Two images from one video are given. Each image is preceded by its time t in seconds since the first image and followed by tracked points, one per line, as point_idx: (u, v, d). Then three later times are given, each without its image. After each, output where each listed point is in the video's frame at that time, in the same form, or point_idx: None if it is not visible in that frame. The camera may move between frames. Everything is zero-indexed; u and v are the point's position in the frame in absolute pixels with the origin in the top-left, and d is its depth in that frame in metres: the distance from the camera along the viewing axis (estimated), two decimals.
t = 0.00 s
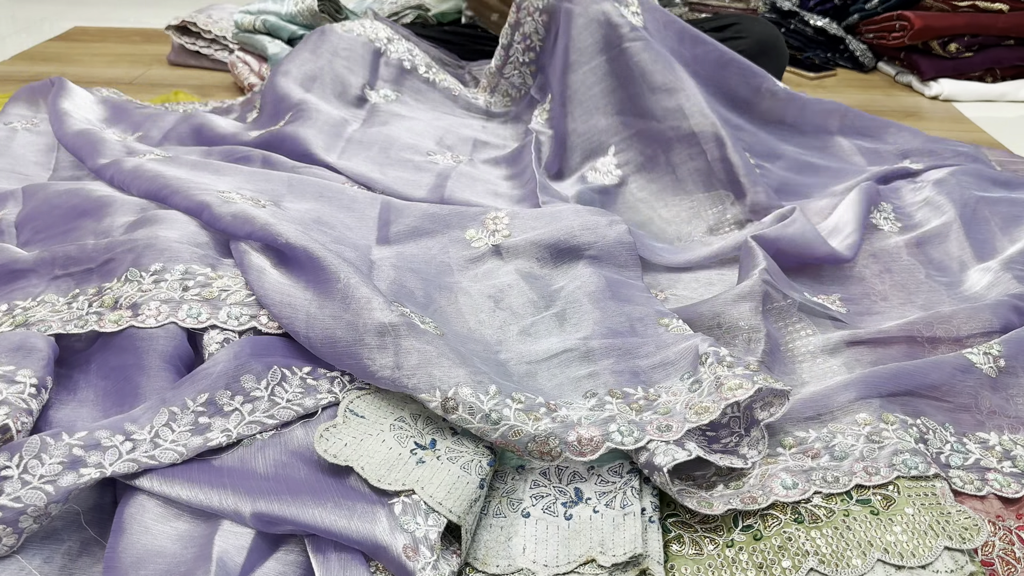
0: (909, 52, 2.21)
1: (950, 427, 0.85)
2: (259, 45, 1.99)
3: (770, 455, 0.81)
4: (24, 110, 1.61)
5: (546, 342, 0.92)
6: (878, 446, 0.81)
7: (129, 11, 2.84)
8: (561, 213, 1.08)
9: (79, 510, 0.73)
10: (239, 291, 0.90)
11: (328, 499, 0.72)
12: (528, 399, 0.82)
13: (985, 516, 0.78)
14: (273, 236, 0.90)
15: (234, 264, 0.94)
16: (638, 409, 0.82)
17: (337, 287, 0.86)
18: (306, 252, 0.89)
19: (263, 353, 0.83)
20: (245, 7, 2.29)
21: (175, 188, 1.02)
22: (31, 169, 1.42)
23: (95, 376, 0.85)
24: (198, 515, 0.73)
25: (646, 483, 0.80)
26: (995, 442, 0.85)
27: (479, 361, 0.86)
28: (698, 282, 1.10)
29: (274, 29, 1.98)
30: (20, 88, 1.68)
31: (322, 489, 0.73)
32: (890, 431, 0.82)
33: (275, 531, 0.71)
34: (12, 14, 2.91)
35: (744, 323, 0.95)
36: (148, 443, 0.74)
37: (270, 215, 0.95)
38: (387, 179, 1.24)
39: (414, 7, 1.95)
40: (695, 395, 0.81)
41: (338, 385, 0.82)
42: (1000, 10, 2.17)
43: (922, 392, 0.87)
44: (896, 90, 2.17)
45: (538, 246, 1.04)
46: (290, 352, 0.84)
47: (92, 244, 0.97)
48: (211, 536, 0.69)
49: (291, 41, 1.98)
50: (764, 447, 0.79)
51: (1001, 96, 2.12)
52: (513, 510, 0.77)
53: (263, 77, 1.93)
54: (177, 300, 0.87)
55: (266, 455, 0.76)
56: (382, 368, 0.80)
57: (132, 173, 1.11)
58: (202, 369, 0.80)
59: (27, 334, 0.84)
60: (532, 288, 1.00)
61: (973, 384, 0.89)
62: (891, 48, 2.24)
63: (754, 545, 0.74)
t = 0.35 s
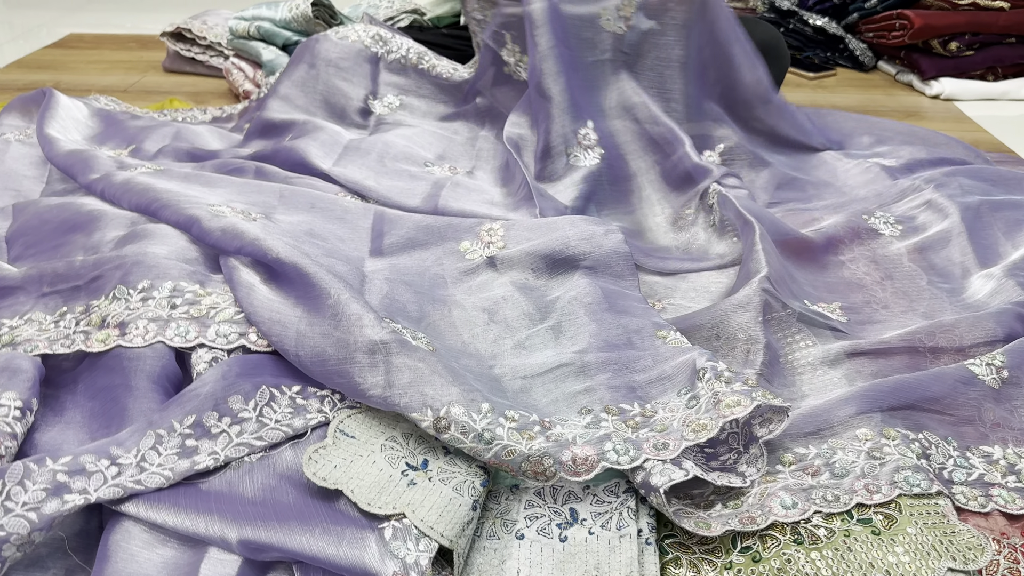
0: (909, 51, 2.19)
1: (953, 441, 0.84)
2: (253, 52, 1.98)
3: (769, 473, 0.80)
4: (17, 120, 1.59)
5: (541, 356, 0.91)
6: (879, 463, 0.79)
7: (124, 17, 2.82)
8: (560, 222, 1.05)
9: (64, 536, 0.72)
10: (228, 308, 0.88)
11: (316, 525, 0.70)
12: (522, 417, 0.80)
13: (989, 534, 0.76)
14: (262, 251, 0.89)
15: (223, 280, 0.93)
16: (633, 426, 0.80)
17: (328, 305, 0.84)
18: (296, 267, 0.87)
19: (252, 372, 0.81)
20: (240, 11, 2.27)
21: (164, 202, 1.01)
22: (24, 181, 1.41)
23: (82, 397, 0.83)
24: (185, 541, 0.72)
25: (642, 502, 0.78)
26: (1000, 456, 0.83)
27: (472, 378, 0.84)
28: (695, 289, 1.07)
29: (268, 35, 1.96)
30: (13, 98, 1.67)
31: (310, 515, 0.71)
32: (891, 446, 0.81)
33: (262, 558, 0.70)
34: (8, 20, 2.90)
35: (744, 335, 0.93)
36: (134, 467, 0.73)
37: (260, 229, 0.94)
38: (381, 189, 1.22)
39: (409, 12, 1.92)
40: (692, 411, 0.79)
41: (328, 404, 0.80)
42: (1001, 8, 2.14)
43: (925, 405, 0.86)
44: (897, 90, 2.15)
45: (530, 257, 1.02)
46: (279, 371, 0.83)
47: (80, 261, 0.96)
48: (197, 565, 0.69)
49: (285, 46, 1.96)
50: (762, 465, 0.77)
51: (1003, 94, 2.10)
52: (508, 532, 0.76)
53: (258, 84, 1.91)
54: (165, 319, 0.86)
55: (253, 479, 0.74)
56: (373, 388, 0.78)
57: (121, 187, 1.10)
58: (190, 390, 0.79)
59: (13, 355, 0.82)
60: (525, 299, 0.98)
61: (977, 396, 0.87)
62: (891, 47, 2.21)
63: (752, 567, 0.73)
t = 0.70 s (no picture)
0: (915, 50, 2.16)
1: (962, 453, 0.82)
2: (252, 62, 1.97)
3: (773, 489, 0.78)
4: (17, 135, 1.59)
5: (539, 370, 0.89)
6: (885, 477, 0.77)
7: (126, 29, 2.83)
8: (561, 230, 1.04)
9: (56, 560, 0.71)
10: (222, 325, 0.87)
11: (309, 549, 0.70)
12: (520, 433, 0.78)
13: (998, 549, 0.74)
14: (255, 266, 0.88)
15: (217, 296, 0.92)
16: (633, 441, 0.78)
17: (321, 320, 0.83)
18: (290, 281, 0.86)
19: (246, 391, 0.80)
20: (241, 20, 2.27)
21: (158, 217, 1.00)
22: (23, 196, 1.41)
23: (75, 416, 0.83)
24: (176, 564, 0.71)
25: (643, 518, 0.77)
26: (1010, 467, 0.80)
27: (468, 393, 0.83)
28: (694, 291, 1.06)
29: (267, 45, 1.96)
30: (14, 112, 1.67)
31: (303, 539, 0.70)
32: (898, 460, 0.79)
33: None
34: (12, 33, 2.91)
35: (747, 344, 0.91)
36: (126, 489, 0.72)
37: (254, 243, 0.93)
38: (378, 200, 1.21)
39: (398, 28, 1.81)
40: (693, 425, 0.78)
41: (322, 422, 0.79)
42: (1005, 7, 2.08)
43: (933, 416, 0.84)
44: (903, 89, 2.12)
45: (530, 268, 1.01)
46: (274, 389, 0.82)
47: (75, 278, 0.95)
48: None
49: (285, 56, 1.96)
50: (765, 480, 0.76)
51: (1011, 92, 2.07)
52: (506, 551, 0.74)
53: (259, 94, 1.91)
54: (158, 337, 0.85)
55: (246, 500, 0.73)
56: (368, 405, 0.77)
57: (117, 202, 1.09)
58: (182, 410, 0.78)
59: (5, 376, 0.82)
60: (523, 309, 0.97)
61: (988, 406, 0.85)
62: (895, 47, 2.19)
63: None
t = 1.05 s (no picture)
0: (917, 42, 2.14)
1: (970, 446, 0.80)
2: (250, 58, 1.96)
3: (779, 478, 0.76)
4: (13, 133, 1.58)
5: (538, 366, 0.89)
6: (894, 468, 0.76)
7: (124, 27, 2.81)
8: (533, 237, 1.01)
9: (50, 559, 0.70)
10: (218, 319, 0.86)
11: (306, 544, 0.68)
12: (520, 424, 0.77)
13: (1010, 541, 0.73)
14: (251, 258, 0.86)
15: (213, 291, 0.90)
16: (632, 427, 0.78)
17: (318, 313, 0.81)
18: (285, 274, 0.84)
19: (243, 385, 0.79)
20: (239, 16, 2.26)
21: (153, 211, 0.99)
22: (19, 194, 1.40)
23: (70, 413, 0.81)
24: (172, 562, 0.69)
25: (647, 511, 0.76)
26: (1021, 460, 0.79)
27: (469, 386, 0.81)
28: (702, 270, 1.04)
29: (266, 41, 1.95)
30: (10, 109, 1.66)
31: (304, 531, 0.70)
32: (908, 451, 0.77)
33: None
34: (10, 32, 2.90)
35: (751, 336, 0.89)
36: (121, 486, 0.71)
37: (251, 236, 0.92)
38: (377, 193, 1.20)
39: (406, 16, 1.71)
40: (688, 406, 0.77)
41: (321, 417, 0.78)
42: None
43: (941, 406, 0.82)
44: (906, 81, 2.10)
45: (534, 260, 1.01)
46: (270, 383, 0.80)
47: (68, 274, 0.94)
48: None
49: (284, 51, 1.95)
50: (745, 464, 0.76)
51: (1014, 84, 2.06)
52: (508, 546, 0.73)
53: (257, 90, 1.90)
54: (153, 332, 0.84)
55: (243, 496, 0.72)
56: (367, 399, 0.76)
57: (111, 197, 1.08)
58: (177, 405, 0.77)
59: None
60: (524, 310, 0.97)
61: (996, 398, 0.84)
62: (899, 39, 2.18)
63: None
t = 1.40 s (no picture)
0: (922, 37, 2.12)
1: (982, 442, 0.78)
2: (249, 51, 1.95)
3: (787, 475, 0.75)
4: (9, 126, 1.56)
5: (543, 361, 0.87)
6: (905, 464, 0.74)
7: (123, 20, 2.80)
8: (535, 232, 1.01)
9: (43, 555, 0.69)
10: (215, 312, 0.84)
11: (305, 541, 0.67)
12: (522, 419, 0.76)
13: None
14: (249, 250, 0.85)
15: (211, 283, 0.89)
16: (635, 422, 0.76)
17: (317, 307, 0.80)
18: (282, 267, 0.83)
19: (240, 379, 0.77)
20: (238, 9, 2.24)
21: (150, 201, 0.97)
22: (15, 186, 1.38)
23: (64, 407, 0.80)
24: (168, 558, 0.68)
25: (652, 508, 0.74)
26: None
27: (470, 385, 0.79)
28: (712, 255, 1.01)
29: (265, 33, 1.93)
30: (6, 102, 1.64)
31: (304, 527, 0.68)
32: (918, 448, 0.76)
33: None
34: (7, 26, 2.88)
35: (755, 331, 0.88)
36: (115, 481, 0.69)
37: (251, 227, 0.90)
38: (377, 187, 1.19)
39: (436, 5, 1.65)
40: (693, 402, 0.76)
41: (320, 411, 0.76)
42: None
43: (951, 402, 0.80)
44: (911, 76, 2.08)
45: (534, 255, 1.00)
46: (269, 377, 0.79)
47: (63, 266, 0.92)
48: None
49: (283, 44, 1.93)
50: (751, 460, 0.75)
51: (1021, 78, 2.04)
52: (510, 543, 0.71)
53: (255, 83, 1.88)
54: (150, 324, 0.82)
55: (241, 492, 0.71)
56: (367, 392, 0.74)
57: (108, 189, 1.06)
58: (174, 399, 0.75)
59: None
60: (526, 301, 0.95)
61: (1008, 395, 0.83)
62: (903, 33, 2.16)
63: None
